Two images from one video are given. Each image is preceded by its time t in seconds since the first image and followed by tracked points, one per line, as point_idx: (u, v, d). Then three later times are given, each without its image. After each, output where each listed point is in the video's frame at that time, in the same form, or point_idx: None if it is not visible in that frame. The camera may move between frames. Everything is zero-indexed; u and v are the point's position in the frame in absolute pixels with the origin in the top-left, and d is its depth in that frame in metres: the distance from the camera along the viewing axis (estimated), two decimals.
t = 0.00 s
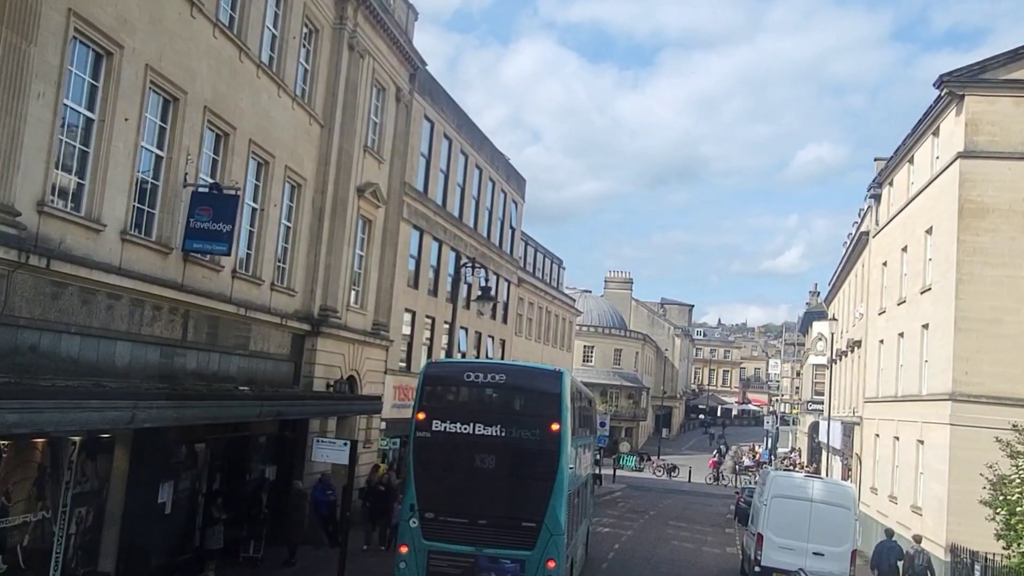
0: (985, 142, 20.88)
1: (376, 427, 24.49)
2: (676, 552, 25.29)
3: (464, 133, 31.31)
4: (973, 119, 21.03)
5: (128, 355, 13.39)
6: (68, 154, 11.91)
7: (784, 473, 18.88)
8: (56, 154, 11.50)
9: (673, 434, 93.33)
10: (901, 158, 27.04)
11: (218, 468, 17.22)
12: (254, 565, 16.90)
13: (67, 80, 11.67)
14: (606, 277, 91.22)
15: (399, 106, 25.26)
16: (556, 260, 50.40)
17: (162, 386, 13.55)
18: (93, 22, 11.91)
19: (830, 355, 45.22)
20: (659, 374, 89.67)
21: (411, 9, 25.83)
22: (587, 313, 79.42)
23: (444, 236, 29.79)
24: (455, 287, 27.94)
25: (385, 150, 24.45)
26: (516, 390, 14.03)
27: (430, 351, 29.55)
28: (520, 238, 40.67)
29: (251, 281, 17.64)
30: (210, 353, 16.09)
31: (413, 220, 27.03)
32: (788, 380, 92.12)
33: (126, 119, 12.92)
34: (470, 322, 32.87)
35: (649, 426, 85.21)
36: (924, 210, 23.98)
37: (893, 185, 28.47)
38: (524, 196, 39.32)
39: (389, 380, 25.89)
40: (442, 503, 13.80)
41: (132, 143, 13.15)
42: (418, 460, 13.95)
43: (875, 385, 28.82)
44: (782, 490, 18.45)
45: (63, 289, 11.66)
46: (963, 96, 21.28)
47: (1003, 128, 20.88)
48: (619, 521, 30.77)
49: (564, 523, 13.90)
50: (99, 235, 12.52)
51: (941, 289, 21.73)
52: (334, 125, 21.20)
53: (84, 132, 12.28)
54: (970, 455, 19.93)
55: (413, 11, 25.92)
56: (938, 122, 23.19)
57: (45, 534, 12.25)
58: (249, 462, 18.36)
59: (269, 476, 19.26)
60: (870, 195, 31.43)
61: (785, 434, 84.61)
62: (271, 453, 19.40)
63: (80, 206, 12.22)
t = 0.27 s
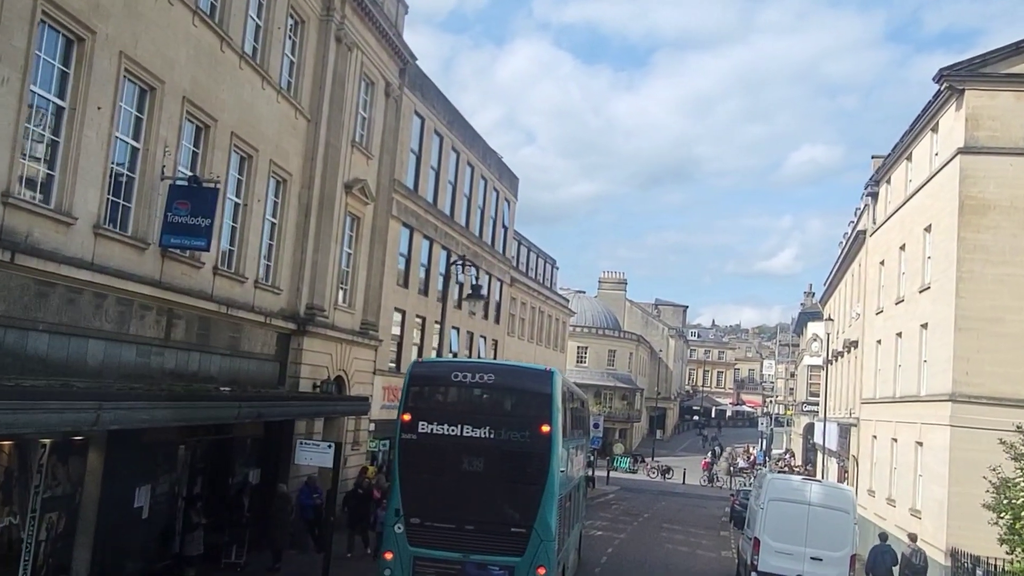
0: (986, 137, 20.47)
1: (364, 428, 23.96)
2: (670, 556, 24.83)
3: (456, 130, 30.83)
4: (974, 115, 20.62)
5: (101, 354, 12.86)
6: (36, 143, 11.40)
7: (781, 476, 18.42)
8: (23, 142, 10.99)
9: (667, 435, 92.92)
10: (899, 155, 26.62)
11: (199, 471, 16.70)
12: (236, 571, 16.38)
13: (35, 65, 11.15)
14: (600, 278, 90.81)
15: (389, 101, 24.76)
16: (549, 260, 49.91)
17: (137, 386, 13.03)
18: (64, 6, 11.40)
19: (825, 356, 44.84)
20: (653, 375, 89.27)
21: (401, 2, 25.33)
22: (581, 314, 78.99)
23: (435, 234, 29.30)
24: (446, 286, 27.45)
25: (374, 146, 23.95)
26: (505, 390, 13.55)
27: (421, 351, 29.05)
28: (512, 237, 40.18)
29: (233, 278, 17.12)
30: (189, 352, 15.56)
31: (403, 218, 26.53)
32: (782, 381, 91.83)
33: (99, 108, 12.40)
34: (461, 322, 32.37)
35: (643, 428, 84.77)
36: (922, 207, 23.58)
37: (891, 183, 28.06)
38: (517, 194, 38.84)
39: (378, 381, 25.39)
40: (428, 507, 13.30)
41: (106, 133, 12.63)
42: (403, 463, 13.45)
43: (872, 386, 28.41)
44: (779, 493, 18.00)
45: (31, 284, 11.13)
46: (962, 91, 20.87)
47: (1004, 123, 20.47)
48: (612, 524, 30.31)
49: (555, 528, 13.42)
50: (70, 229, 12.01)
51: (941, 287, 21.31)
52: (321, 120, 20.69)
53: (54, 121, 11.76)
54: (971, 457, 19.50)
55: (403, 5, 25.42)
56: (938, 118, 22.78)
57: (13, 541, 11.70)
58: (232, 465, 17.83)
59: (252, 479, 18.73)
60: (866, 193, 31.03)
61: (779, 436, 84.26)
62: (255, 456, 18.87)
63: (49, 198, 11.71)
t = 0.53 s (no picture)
0: (987, 130, 20.06)
1: (353, 426, 23.48)
2: (665, 556, 24.40)
3: (448, 123, 30.33)
4: (975, 107, 20.21)
5: (74, 350, 12.34)
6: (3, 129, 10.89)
7: (779, 476, 17.99)
8: None
9: (661, 433, 92.57)
10: (898, 149, 26.21)
11: (180, 471, 16.19)
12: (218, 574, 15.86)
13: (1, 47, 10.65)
14: (594, 275, 90.40)
15: (379, 92, 24.26)
16: (542, 257, 49.44)
17: (112, 383, 12.53)
18: None
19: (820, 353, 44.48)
20: (647, 373, 88.91)
21: None
22: (574, 311, 78.56)
23: (425, 229, 28.80)
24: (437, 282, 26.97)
25: (362, 138, 23.44)
26: (494, 388, 13.09)
27: (411, 348, 28.56)
28: (505, 232, 39.69)
29: (215, 272, 16.61)
30: (168, 349, 15.05)
31: (393, 212, 26.03)
32: (776, 379, 91.57)
33: (71, 93, 11.89)
34: (453, 319, 31.90)
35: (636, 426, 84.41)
36: (921, 202, 23.16)
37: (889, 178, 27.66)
38: (509, 189, 38.35)
39: (367, 378, 24.90)
40: (414, 509, 12.83)
41: (78, 120, 12.12)
42: (389, 463, 12.97)
43: (869, 384, 28.03)
44: (777, 493, 17.57)
45: None
46: (963, 83, 20.46)
47: (1006, 116, 20.06)
48: (606, 524, 29.88)
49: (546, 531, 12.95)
50: (40, 219, 11.51)
51: (940, 283, 20.90)
52: (308, 110, 20.17)
53: (22, 106, 11.26)
54: (971, 457, 19.10)
55: None
56: (937, 111, 22.37)
57: None
58: (214, 465, 17.33)
59: (236, 479, 18.21)
60: (863, 188, 30.63)
61: (773, 434, 83.96)
62: (239, 455, 18.36)
63: (17, 187, 11.21)
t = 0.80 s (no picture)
0: (988, 125, 19.71)
1: (340, 425, 23.03)
2: (657, 557, 24.00)
3: (439, 117, 29.86)
4: (975, 101, 19.86)
5: (45, 345, 11.86)
6: None
7: (774, 477, 17.62)
8: None
9: (653, 432, 92.27)
10: (895, 145, 25.85)
11: (159, 470, 15.71)
12: None
13: None
14: (587, 273, 90.02)
15: (368, 84, 23.79)
16: (536, 254, 49.03)
17: (85, 379, 12.06)
18: None
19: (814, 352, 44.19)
20: (639, 371, 88.56)
21: None
22: (567, 309, 78.16)
23: (416, 224, 28.33)
24: (427, 278, 26.52)
25: (351, 130, 22.97)
26: (483, 386, 12.67)
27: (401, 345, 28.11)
28: (497, 229, 39.24)
29: (197, 266, 16.14)
30: (147, 345, 14.58)
31: (382, 206, 25.56)
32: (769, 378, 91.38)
33: (42, 77, 11.41)
34: (444, 316, 31.46)
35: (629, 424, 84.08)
36: (920, 198, 22.80)
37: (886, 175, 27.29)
38: (502, 185, 37.90)
39: (356, 376, 24.44)
40: (399, 510, 12.39)
41: (50, 106, 11.63)
42: (373, 463, 12.52)
43: (864, 383, 27.69)
44: (772, 494, 17.18)
45: None
46: (963, 77, 20.10)
47: (1007, 110, 19.72)
48: (598, 524, 29.48)
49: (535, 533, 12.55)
50: (8, 207, 11.03)
51: (939, 281, 20.55)
52: (294, 101, 19.69)
53: None
54: (970, 457, 18.75)
55: None
56: (937, 106, 22.00)
57: None
58: (195, 464, 16.85)
59: (219, 479, 17.74)
60: (860, 185, 30.28)
61: (766, 433, 83.74)
62: (222, 453, 17.89)
63: None
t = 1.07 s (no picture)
0: (985, 117, 19.39)
1: (327, 423, 22.61)
2: (649, 557, 23.65)
3: (428, 111, 29.43)
4: (972, 93, 19.55)
5: (12, 341, 11.40)
6: None
7: (769, 476, 17.24)
8: None
9: (645, 430, 92.03)
10: (890, 139, 25.52)
11: (137, 471, 15.25)
12: None
13: None
14: (579, 271, 89.69)
15: (356, 76, 23.34)
16: (527, 251, 48.64)
17: (55, 377, 11.60)
18: None
19: (807, 350, 43.90)
20: (632, 369, 88.27)
21: None
22: (559, 307, 77.81)
23: (404, 219, 27.91)
24: (415, 274, 26.10)
25: (338, 123, 22.52)
26: (469, 382, 12.28)
27: (389, 342, 27.67)
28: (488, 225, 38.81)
29: (177, 260, 15.67)
30: (122, 341, 14.11)
31: (370, 201, 25.12)
32: (761, 376, 91.20)
33: (9, 62, 10.94)
34: (433, 313, 31.04)
35: (621, 422, 83.79)
36: (915, 193, 22.46)
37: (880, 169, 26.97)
38: (492, 181, 37.48)
39: (343, 373, 24.01)
40: (382, 511, 11.98)
41: (18, 92, 11.16)
42: (355, 463, 12.10)
43: (858, 380, 27.39)
44: (766, 493, 16.82)
45: None
46: (960, 68, 19.79)
47: (1005, 102, 19.40)
48: (589, 523, 29.12)
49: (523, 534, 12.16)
50: None
51: (935, 276, 20.23)
52: (279, 92, 19.23)
53: None
54: (966, 455, 18.45)
55: None
56: (933, 98, 21.66)
57: None
58: (175, 464, 16.40)
59: (200, 479, 17.29)
60: (854, 180, 29.95)
61: (758, 431, 83.55)
62: (203, 453, 17.44)
63: None
